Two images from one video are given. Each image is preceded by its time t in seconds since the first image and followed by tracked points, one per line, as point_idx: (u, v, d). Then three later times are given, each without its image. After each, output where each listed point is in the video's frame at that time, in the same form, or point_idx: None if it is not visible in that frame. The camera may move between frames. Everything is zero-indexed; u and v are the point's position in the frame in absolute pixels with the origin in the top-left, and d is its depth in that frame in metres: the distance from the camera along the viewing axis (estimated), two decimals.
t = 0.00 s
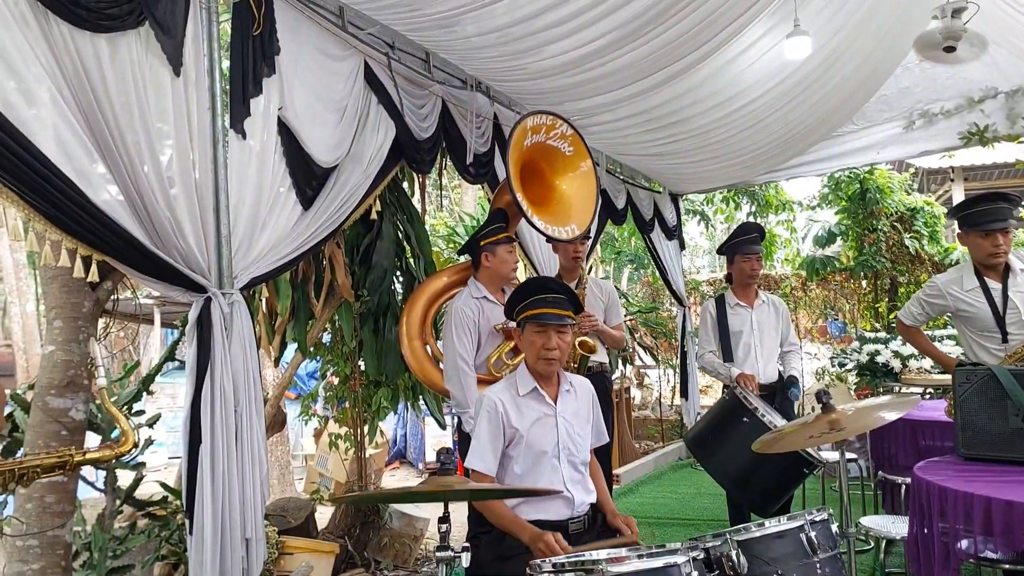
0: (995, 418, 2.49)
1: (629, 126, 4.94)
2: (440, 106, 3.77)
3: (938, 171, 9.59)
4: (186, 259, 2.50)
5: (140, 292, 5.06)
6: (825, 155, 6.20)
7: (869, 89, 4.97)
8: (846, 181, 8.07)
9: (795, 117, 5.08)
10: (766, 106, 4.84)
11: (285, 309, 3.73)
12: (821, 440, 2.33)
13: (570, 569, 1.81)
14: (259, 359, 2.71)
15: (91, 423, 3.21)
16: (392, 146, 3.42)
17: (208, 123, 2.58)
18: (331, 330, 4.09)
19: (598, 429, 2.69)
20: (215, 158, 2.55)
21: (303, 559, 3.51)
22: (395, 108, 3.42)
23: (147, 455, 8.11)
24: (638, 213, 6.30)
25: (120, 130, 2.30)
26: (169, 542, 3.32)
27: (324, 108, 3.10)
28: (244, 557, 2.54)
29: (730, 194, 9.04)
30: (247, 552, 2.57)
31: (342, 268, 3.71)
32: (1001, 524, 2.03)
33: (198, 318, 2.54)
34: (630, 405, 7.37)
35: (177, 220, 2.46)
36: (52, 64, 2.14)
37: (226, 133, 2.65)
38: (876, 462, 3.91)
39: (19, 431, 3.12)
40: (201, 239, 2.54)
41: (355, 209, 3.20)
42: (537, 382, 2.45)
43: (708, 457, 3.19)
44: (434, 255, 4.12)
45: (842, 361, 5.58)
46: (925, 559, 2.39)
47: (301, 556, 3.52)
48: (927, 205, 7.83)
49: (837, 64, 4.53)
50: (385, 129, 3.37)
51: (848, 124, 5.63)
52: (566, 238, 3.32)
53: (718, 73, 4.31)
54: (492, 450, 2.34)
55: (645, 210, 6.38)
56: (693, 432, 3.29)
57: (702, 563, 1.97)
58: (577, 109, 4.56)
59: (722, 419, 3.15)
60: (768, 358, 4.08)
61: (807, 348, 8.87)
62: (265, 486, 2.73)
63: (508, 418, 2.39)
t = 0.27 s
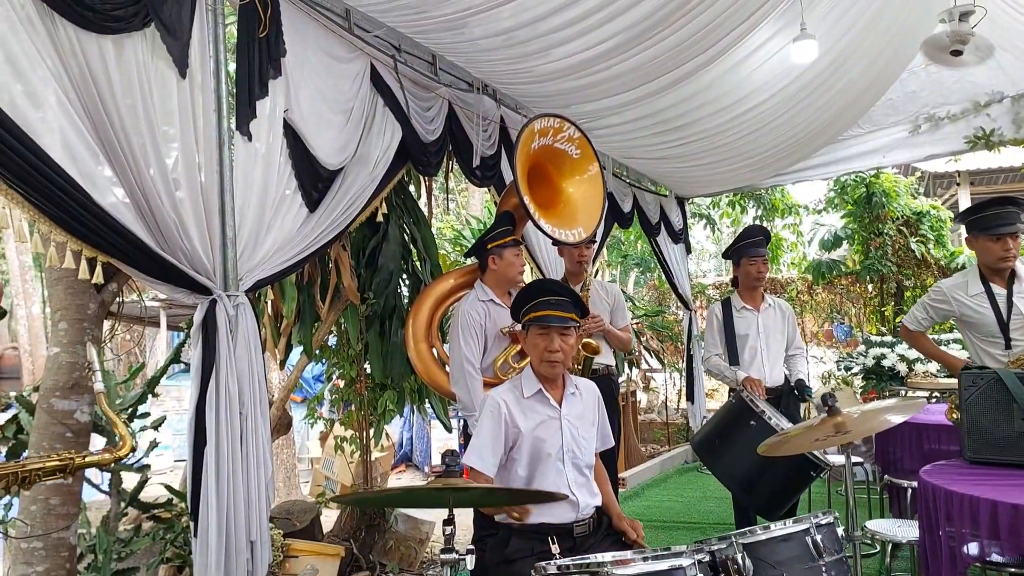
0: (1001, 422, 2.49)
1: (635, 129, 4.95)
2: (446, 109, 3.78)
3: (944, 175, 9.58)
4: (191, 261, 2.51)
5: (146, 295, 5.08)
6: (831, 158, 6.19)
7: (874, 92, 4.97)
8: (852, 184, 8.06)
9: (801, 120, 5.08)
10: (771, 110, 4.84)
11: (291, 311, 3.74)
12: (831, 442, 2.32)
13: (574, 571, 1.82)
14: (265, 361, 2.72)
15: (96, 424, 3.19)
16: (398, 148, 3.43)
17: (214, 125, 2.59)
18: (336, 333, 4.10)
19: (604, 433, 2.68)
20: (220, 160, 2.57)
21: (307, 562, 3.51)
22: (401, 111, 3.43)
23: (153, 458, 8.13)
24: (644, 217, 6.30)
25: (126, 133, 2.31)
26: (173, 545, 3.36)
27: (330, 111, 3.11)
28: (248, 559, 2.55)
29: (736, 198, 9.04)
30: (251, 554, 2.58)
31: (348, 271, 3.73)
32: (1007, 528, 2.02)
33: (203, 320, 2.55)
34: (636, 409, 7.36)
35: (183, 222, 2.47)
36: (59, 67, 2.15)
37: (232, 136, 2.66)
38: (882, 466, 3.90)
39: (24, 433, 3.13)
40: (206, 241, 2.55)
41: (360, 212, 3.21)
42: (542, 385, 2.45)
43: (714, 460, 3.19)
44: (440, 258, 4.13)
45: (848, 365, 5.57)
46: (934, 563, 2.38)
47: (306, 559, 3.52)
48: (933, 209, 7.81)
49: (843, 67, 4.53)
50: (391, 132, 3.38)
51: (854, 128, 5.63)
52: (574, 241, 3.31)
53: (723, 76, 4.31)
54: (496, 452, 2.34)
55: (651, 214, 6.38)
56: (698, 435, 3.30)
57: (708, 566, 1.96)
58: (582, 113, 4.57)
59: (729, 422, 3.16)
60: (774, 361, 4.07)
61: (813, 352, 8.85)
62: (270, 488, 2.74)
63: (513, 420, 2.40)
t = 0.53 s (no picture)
0: (1003, 427, 2.47)
1: (637, 133, 4.95)
2: (448, 111, 3.79)
3: (947, 179, 9.57)
4: (192, 262, 2.51)
5: (148, 296, 5.09)
6: (833, 163, 6.19)
7: (877, 96, 4.97)
8: (855, 189, 8.05)
9: (804, 124, 5.08)
10: (774, 114, 4.84)
11: (292, 313, 3.74)
12: (832, 445, 2.30)
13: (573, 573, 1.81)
14: (265, 362, 2.72)
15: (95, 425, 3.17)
16: (399, 150, 3.43)
17: (215, 126, 2.59)
18: (337, 335, 4.10)
19: (604, 435, 2.67)
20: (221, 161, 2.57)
21: (307, 564, 3.51)
22: (403, 113, 3.43)
23: (154, 459, 8.13)
24: (646, 221, 6.30)
25: (127, 134, 2.31)
26: (172, 546, 3.35)
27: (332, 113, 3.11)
28: (247, 561, 2.54)
29: (738, 202, 9.03)
30: (250, 556, 2.57)
31: (349, 272, 3.72)
32: (1009, 534, 2.01)
33: (203, 321, 2.55)
34: (637, 412, 7.36)
35: (184, 223, 2.47)
36: (60, 68, 2.15)
37: (233, 137, 2.66)
38: (883, 470, 3.89)
39: (24, 433, 3.12)
40: (207, 242, 2.55)
41: (361, 214, 3.21)
42: (543, 386, 2.45)
43: (716, 464, 3.18)
44: (442, 260, 4.13)
45: (850, 370, 5.56)
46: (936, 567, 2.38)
47: (305, 561, 3.51)
48: (935, 214, 7.80)
49: (845, 71, 4.53)
50: (392, 133, 3.38)
51: (857, 132, 5.63)
52: (576, 244, 3.30)
53: (725, 80, 4.32)
54: (494, 452, 2.34)
55: (653, 218, 6.38)
56: (700, 439, 3.29)
57: (707, 569, 1.95)
58: (584, 116, 4.57)
59: (731, 426, 3.15)
60: (776, 365, 4.06)
61: (815, 356, 8.84)
62: (269, 490, 2.73)
63: (512, 421, 2.39)
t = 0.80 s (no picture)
0: (1000, 427, 2.48)
1: (637, 133, 4.95)
2: (447, 110, 3.79)
3: (946, 181, 9.57)
4: (189, 259, 2.51)
5: (146, 293, 5.09)
6: (833, 164, 6.20)
7: (876, 98, 4.97)
8: (855, 190, 8.05)
9: (803, 125, 5.08)
10: (774, 114, 4.84)
11: (289, 310, 3.73)
12: (828, 444, 2.31)
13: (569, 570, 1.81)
14: (261, 360, 2.71)
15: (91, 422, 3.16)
16: (398, 148, 3.43)
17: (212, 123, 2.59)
18: (334, 333, 4.10)
19: (601, 434, 2.66)
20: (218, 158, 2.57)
21: (303, 561, 3.50)
22: (401, 111, 3.43)
23: (151, 457, 8.12)
24: (645, 221, 6.30)
25: (125, 131, 2.30)
26: (168, 543, 3.33)
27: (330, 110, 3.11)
28: (243, 558, 2.54)
29: (738, 203, 9.04)
30: (246, 553, 2.57)
31: (347, 271, 3.72)
32: (1006, 534, 2.01)
33: (200, 318, 2.55)
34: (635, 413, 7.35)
35: (181, 220, 2.47)
36: (58, 65, 2.15)
37: (231, 134, 2.66)
38: (880, 471, 3.89)
39: (20, 429, 3.12)
40: (204, 239, 2.55)
41: (359, 211, 3.21)
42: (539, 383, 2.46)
43: (714, 464, 3.17)
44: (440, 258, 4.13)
45: (848, 371, 5.56)
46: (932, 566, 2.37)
47: (301, 559, 3.51)
48: (934, 216, 7.80)
49: (845, 72, 4.53)
50: (391, 131, 3.38)
51: (856, 134, 5.63)
52: (574, 243, 3.30)
53: (725, 81, 4.32)
54: (491, 448, 2.34)
55: (652, 218, 6.38)
56: (698, 439, 3.29)
57: (703, 567, 1.95)
58: (584, 115, 4.57)
59: (728, 426, 3.14)
60: (773, 365, 4.06)
61: (813, 358, 8.84)
62: (266, 487, 2.73)
63: (506, 417, 2.40)
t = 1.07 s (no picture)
0: (993, 426, 2.48)
1: (635, 132, 4.96)
2: (445, 107, 3.79)
3: (944, 182, 9.59)
4: (186, 254, 2.52)
5: (143, 288, 5.09)
6: (830, 164, 6.21)
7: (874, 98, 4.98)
8: (852, 191, 8.05)
9: (801, 125, 5.09)
10: (772, 114, 4.85)
11: (286, 306, 3.74)
12: (820, 439, 2.33)
13: (562, 564, 1.81)
14: (258, 355, 2.72)
15: (88, 415, 3.16)
16: (396, 144, 3.44)
17: (210, 117, 2.60)
18: (331, 329, 4.11)
19: (596, 430, 2.67)
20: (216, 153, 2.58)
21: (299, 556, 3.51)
22: (400, 108, 3.44)
23: (148, 453, 8.12)
24: (643, 220, 6.31)
25: (123, 127, 2.31)
26: (164, 536, 3.35)
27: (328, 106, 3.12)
28: (238, 552, 2.55)
29: (736, 202, 9.05)
30: (241, 547, 2.58)
31: (344, 267, 3.73)
32: (998, 531, 2.02)
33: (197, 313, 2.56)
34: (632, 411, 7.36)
35: (179, 215, 2.48)
36: (57, 60, 2.16)
37: (229, 129, 2.67)
38: (875, 470, 3.91)
39: (17, 423, 3.12)
40: (201, 234, 2.56)
41: (357, 208, 3.21)
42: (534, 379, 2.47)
43: (709, 462, 3.19)
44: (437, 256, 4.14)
45: (844, 370, 5.58)
46: (923, 563, 2.38)
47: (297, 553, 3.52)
48: (932, 216, 7.81)
49: (843, 72, 4.54)
50: (389, 127, 3.39)
51: (854, 134, 5.64)
52: (572, 241, 3.30)
53: (723, 80, 4.33)
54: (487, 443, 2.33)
55: (650, 217, 6.39)
56: (693, 437, 3.30)
57: (695, 561, 1.96)
58: (582, 114, 4.58)
59: (723, 424, 3.16)
60: (769, 363, 4.07)
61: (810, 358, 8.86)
62: (262, 482, 2.74)
63: (502, 413, 2.40)
